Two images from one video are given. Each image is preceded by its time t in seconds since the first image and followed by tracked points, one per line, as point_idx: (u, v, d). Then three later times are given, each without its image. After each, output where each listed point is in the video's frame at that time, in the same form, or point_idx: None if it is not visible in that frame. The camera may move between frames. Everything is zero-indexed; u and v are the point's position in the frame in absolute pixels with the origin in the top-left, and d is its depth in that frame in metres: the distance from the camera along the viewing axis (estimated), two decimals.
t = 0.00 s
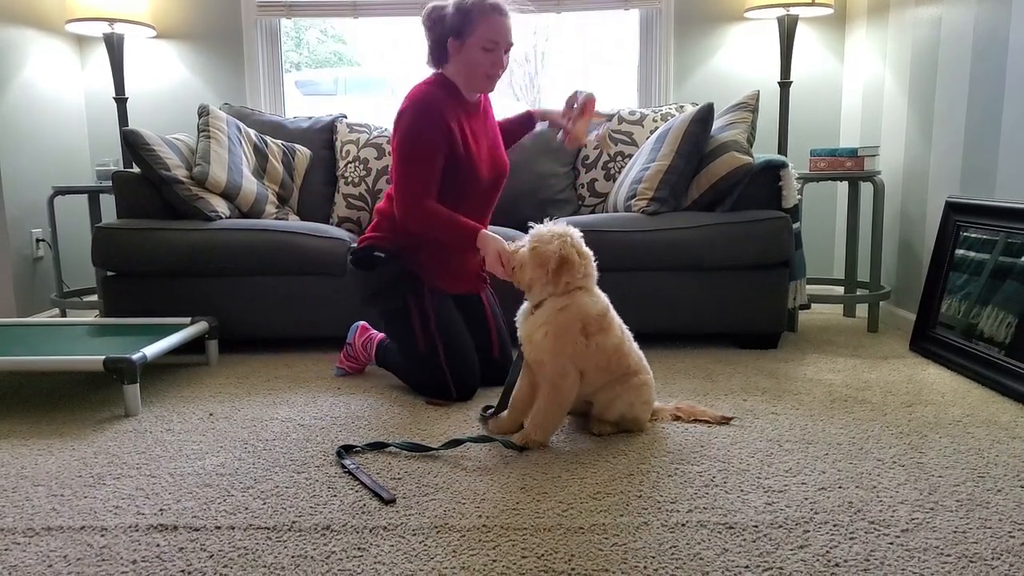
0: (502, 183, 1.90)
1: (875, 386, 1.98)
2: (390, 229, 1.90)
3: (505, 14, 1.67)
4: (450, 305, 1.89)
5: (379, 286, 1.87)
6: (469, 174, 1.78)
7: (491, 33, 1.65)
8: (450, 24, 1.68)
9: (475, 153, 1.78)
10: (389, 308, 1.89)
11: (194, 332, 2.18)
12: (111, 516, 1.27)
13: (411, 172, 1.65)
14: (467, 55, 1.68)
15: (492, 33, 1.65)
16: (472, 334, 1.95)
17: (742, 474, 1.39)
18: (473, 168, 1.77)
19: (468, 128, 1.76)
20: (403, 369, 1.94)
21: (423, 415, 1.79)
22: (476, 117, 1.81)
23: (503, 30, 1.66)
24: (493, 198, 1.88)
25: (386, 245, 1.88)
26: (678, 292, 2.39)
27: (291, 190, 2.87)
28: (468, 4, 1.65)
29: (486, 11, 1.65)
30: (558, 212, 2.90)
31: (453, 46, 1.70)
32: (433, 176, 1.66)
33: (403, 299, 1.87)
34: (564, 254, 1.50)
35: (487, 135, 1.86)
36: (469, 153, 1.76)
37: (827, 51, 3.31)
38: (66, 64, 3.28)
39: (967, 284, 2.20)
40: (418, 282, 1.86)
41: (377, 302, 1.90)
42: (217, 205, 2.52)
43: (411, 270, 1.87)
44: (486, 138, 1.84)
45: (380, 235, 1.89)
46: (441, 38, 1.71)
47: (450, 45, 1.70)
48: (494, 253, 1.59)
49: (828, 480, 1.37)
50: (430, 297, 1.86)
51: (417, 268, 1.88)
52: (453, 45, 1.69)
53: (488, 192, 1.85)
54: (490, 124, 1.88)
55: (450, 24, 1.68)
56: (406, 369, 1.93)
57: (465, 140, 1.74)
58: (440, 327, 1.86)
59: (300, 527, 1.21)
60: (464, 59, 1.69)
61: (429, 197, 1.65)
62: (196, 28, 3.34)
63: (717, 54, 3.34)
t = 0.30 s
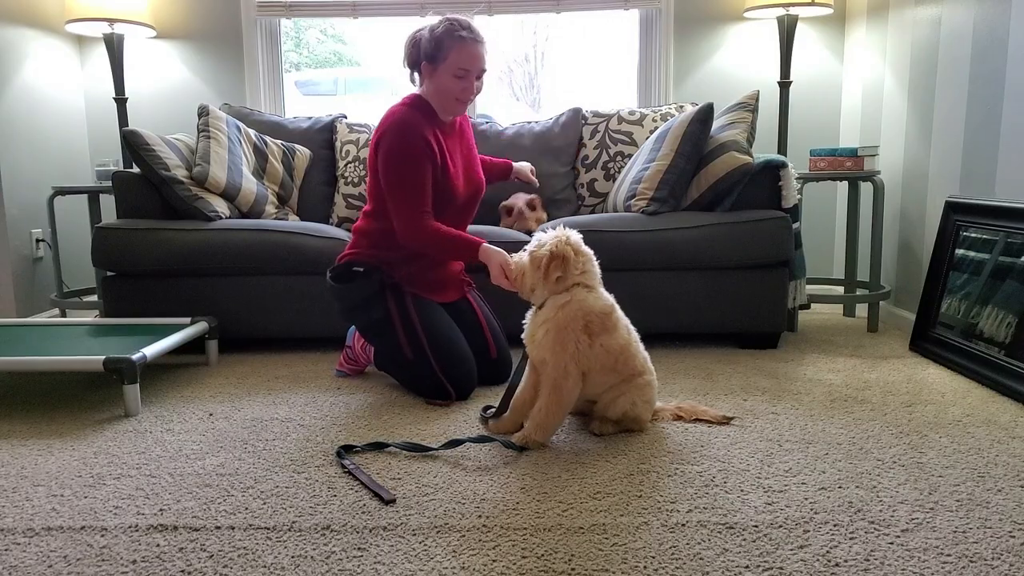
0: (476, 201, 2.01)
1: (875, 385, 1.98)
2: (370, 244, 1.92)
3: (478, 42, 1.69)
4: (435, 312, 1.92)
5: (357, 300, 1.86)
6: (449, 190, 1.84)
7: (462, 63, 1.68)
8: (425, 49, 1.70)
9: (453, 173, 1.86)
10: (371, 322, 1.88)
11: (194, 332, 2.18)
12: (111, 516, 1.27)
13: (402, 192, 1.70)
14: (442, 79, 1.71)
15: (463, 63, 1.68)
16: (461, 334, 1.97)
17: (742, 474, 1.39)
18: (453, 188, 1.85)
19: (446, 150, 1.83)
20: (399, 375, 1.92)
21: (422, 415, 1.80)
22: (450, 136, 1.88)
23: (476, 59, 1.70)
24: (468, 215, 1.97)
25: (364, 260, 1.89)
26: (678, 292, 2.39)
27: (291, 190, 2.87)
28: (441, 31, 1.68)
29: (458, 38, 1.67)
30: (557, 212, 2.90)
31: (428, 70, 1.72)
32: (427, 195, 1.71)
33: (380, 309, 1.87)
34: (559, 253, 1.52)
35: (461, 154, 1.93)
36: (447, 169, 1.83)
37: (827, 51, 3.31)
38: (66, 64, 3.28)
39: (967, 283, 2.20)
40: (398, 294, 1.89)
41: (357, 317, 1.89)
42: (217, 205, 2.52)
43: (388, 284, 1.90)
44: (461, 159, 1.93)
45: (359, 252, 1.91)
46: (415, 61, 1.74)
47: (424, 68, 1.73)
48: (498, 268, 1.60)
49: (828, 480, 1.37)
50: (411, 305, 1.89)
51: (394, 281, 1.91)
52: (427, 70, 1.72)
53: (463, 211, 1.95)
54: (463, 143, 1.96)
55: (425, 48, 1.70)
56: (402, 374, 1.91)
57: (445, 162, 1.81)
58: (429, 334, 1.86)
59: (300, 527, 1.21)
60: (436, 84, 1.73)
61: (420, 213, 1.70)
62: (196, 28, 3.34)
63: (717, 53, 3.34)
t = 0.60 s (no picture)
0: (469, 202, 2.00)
1: (875, 385, 1.98)
2: (364, 248, 1.89)
3: (462, 46, 1.71)
4: (433, 313, 1.91)
5: (355, 304, 1.85)
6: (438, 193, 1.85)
7: (446, 67, 1.69)
8: (409, 51, 1.70)
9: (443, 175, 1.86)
10: (369, 325, 1.87)
11: (194, 332, 2.18)
12: (111, 515, 1.27)
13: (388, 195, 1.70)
14: (427, 81, 1.72)
15: (447, 66, 1.69)
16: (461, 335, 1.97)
17: (742, 474, 1.39)
18: (443, 192, 1.85)
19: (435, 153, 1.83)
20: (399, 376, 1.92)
21: (422, 415, 1.80)
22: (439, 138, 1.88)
23: (460, 63, 1.71)
24: (460, 217, 1.97)
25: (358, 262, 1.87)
26: (678, 292, 2.39)
27: (291, 190, 2.87)
28: (426, 34, 1.68)
29: (442, 40, 1.68)
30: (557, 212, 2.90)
31: (413, 73, 1.73)
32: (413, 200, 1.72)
33: (378, 312, 1.86)
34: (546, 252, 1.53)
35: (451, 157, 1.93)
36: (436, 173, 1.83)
37: (827, 51, 3.31)
38: (66, 64, 3.28)
39: (967, 283, 2.20)
40: (396, 296, 1.88)
41: (355, 320, 1.88)
42: (217, 205, 2.52)
43: (384, 286, 1.88)
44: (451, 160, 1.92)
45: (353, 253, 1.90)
46: (399, 62, 1.74)
47: (408, 70, 1.74)
48: (486, 279, 1.62)
49: (828, 480, 1.37)
50: (410, 307, 1.88)
51: (390, 282, 1.90)
52: (411, 72, 1.73)
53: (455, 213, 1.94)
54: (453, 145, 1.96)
55: (409, 51, 1.70)
56: (401, 375, 1.91)
57: (433, 165, 1.81)
58: (428, 336, 1.86)
59: (300, 527, 1.21)
60: (420, 87, 1.73)
61: (407, 219, 1.71)
62: (196, 28, 3.34)
63: (717, 54, 3.34)
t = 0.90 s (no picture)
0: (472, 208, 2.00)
1: (874, 385, 1.98)
2: (363, 249, 1.90)
3: (467, 49, 1.69)
4: (433, 313, 1.91)
5: (354, 305, 1.85)
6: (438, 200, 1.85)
7: (451, 71, 1.68)
8: (414, 55, 1.70)
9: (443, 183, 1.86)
10: (367, 325, 1.87)
11: (194, 331, 2.18)
12: (110, 515, 1.27)
13: (384, 204, 1.71)
14: (430, 85, 1.71)
15: (452, 71, 1.68)
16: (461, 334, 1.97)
17: (741, 474, 1.39)
18: (442, 199, 1.86)
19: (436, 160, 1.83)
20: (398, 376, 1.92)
21: (421, 414, 1.80)
22: (444, 145, 1.88)
23: (465, 67, 1.69)
24: (460, 224, 1.98)
25: (354, 263, 1.88)
26: (677, 292, 2.39)
27: (291, 189, 2.87)
28: (431, 39, 1.68)
29: (445, 45, 1.68)
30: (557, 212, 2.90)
31: (417, 77, 1.72)
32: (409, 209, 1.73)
33: (378, 313, 1.86)
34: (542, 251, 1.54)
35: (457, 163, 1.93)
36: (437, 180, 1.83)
37: (826, 51, 3.31)
38: (66, 63, 3.28)
39: (967, 283, 2.20)
40: (394, 298, 1.88)
41: (353, 321, 1.88)
42: (217, 204, 2.51)
43: (382, 287, 1.89)
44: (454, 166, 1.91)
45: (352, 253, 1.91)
46: (405, 67, 1.74)
47: (414, 75, 1.73)
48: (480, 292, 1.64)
49: (827, 480, 1.37)
50: (409, 308, 1.88)
51: (389, 285, 1.90)
52: (416, 77, 1.73)
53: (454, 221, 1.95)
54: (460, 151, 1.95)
55: (414, 55, 1.70)
56: (401, 375, 1.91)
57: (433, 172, 1.82)
58: (427, 336, 1.86)
59: (299, 527, 1.21)
60: (426, 92, 1.73)
61: (402, 226, 1.71)
62: (196, 28, 3.34)
63: (717, 54, 3.34)
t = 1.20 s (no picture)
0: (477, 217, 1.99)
1: (874, 385, 1.98)
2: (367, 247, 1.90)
3: (494, 54, 1.67)
4: (435, 313, 1.91)
5: (357, 305, 1.84)
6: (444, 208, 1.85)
7: (476, 75, 1.66)
8: (439, 56, 1.68)
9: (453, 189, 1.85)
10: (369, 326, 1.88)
11: (194, 331, 2.18)
12: (110, 515, 1.27)
13: (385, 209, 1.72)
14: (454, 87, 1.70)
15: (477, 75, 1.66)
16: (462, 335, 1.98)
17: (741, 474, 1.39)
18: (448, 206, 1.86)
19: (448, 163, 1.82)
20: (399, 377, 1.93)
21: (421, 414, 1.80)
22: (459, 151, 1.87)
23: (490, 72, 1.67)
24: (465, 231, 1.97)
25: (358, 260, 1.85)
26: (678, 292, 2.39)
27: (291, 189, 2.86)
28: (457, 40, 1.66)
29: (472, 49, 1.65)
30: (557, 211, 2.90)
31: (441, 77, 1.71)
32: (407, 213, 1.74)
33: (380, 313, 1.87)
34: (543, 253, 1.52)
35: (472, 170, 1.92)
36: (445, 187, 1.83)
37: (826, 51, 3.31)
38: (66, 63, 3.28)
39: (967, 283, 2.20)
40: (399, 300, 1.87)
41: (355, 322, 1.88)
42: (216, 204, 2.51)
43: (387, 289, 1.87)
44: (466, 169, 1.90)
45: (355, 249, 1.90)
46: (429, 66, 1.72)
47: (437, 75, 1.71)
48: (463, 291, 1.72)
49: (827, 480, 1.37)
50: (412, 308, 1.88)
51: (394, 286, 1.88)
52: (440, 77, 1.71)
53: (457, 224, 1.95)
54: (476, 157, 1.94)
55: (439, 55, 1.68)
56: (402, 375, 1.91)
57: (444, 179, 1.81)
58: (429, 337, 1.86)
59: (299, 527, 1.21)
60: (449, 93, 1.71)
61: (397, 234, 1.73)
62: (196, 28, 3.34)
63: (716, 54, 3.34)
